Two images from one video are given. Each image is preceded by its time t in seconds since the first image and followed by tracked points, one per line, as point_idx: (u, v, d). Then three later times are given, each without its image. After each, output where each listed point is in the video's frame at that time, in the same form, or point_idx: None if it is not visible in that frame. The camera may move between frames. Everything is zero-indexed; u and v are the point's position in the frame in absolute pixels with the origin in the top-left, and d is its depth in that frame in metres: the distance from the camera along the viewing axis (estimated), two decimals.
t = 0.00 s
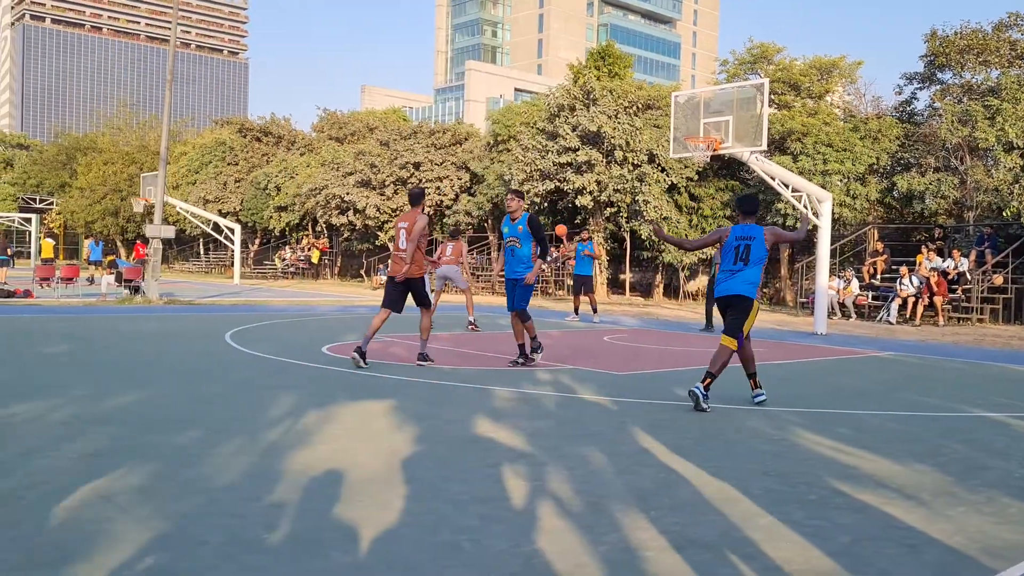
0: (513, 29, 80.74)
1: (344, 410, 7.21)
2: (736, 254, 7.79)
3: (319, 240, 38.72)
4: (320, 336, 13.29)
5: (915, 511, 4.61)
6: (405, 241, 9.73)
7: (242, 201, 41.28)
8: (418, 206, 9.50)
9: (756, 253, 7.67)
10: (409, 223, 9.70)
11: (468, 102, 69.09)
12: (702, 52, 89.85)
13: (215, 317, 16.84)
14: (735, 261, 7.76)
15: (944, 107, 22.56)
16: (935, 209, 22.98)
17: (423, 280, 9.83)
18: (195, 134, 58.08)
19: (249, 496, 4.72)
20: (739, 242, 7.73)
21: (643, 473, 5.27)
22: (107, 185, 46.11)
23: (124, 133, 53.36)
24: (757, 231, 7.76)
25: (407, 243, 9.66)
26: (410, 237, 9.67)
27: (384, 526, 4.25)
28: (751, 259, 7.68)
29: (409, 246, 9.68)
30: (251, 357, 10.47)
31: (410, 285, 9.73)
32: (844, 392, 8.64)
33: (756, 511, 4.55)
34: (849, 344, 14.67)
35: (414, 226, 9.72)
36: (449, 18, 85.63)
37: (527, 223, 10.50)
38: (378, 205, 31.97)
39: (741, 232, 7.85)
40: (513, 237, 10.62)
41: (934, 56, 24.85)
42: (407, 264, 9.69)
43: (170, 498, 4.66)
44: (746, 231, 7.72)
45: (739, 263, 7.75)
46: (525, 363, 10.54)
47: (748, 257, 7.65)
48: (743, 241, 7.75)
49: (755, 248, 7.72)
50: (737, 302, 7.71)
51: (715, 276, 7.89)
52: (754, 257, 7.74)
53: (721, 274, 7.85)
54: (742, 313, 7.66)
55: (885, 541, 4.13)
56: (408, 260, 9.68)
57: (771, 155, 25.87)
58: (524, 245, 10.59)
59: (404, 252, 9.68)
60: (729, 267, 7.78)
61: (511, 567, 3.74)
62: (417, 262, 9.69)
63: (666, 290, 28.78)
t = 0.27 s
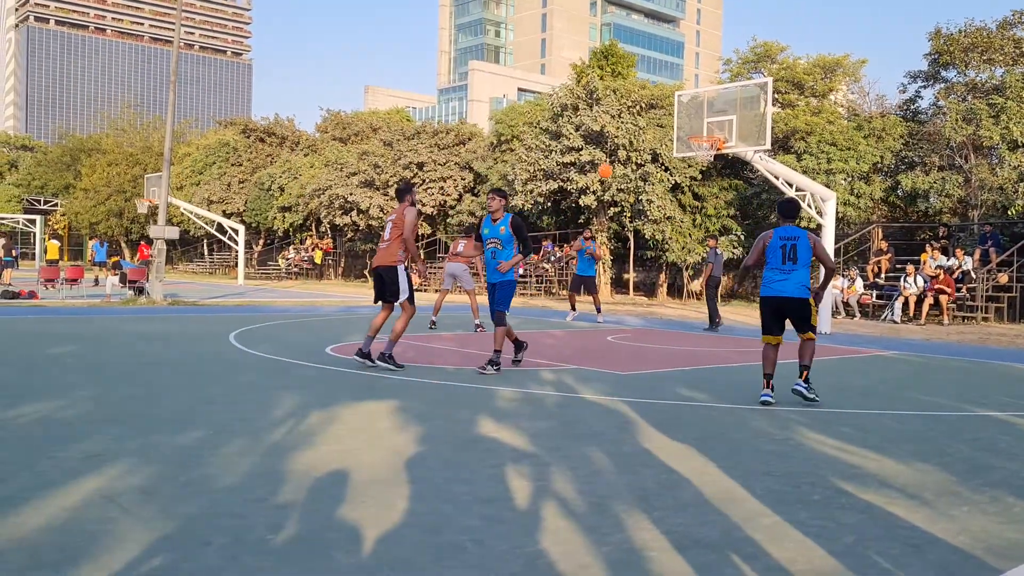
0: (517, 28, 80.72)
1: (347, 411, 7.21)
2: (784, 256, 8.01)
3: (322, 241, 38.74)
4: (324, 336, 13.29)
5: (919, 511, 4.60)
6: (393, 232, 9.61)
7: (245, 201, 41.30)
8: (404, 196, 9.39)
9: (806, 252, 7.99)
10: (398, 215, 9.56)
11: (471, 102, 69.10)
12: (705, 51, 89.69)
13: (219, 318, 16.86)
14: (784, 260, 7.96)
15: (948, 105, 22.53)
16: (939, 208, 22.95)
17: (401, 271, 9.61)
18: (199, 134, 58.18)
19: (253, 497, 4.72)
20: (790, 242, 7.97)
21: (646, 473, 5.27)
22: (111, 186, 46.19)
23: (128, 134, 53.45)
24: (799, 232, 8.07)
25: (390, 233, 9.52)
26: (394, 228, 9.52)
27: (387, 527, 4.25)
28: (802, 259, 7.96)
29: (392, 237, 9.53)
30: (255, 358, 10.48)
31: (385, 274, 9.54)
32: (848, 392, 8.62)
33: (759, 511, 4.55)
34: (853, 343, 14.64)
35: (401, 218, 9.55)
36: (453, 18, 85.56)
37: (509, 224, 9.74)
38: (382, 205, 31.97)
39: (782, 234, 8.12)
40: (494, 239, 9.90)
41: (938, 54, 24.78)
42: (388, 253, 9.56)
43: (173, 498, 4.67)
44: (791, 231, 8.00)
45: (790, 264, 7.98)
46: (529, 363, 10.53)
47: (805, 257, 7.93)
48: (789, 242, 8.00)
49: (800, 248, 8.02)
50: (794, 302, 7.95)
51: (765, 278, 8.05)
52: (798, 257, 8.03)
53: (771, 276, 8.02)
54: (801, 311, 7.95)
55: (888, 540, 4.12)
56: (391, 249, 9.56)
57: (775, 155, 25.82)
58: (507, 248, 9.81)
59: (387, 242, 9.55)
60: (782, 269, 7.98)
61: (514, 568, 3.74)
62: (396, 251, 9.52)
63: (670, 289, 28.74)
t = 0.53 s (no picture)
0: (517, 29, 80.76)
1: (348, 412, 7.21)
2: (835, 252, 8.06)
3: (323, 242, 38.75)
4: (324, 338, 13.29)
5: (920, 511, 4.59)
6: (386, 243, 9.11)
7: (246, 202, 41.30)
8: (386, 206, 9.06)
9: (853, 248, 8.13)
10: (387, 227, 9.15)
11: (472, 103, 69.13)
12: (705, 51, 89.64)
13: (220, 319, 16.86)
14: (835, 259, 8.03)
15: (949, 105, 22.52)
16: (940, 208, 22.97)
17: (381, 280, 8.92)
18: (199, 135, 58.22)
19: (253, 498, 4.72)
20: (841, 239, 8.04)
21: (647, 474, 5.27)
22: (112, 188, 46.22)
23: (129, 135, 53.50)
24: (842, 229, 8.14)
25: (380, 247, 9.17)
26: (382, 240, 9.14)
27: (387, 528, 4.25)
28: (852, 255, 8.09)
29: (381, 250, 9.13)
30: (256, 360, 10.48)
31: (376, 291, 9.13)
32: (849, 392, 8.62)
33: (760, 511, 4.55)
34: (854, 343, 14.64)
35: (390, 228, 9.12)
36: (453, 19, 85.56)
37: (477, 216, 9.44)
38: (383, 206, 31.97)
39: (828, 231, 8.15)
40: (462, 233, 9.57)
41: (938, 54, 24.78)
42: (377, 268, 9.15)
43: (174, 499, 4.67)
44: (840, 228, 8.07)
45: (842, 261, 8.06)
46: (530, 364, 10.53)
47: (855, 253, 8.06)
48: (838, 239, 8.07)
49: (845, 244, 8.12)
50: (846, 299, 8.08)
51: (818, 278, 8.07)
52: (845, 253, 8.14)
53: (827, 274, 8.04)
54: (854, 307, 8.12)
55: (889, 541, 4.12)
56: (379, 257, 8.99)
57: (775, 155, 25.83)
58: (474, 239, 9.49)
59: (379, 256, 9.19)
60: (837, 266, 8.03)
61: (514, 569, 3.73)
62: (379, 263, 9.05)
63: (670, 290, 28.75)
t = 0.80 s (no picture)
0: (508, 30, 80.79)
1: (337, 414, 7.19)
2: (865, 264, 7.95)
3: (313, 243, 38.67)
4: (315, 339, 13.25)
5: (909, 512, 4.60)
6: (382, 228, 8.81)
7: (236, 204, 41.19)
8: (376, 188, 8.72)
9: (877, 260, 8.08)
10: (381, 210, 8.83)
11: (463, 104, 69.11)
12: (696, 53, 89.83)
13: (210, 321, 16.81)
14: (867, 271, 7.92)
15: (938, 107, 22.55)
16: (929, 208, 23.04)
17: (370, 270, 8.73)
18: (190, 137, 58.04)
19: (241, 501, 4.70)
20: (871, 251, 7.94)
21: (636, 475, 5.26)
22: (102, 189, 46.03)
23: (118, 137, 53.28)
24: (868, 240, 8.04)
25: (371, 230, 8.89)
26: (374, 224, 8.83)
27: (375, 531, 4.23)
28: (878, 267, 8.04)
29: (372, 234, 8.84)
30: (246, 362, 10.44)
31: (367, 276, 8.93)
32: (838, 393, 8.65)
33: (749, 512, 4.55)
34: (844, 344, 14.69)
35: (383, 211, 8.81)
36: (444, 20, 85.53)
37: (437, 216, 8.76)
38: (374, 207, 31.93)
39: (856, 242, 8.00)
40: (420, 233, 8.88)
41: (927, 56, 24.89)
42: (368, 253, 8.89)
43: (161, 503, 4.64)
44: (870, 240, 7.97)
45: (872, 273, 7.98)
46: (520, 366, 10.53)
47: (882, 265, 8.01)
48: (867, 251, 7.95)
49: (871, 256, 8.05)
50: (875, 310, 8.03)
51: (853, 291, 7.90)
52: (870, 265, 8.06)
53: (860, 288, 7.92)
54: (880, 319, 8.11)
55: (877, 541, 4.12)
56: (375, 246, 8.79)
57: (765, 156, 25.91)
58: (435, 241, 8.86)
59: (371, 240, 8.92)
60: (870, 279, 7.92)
61: (502, 571, 3.72)
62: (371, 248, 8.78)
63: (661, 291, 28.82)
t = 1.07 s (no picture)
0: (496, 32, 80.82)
1: (323, 417, 7.15)
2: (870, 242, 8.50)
3: (300, 245, 38.57)
4: (300, 342, 13.19)
5: (892, 513, 4.61)
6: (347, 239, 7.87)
7: (223, 206, 41.00)
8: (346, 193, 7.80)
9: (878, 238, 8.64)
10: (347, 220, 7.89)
11: (451, 106, 69.09)
12: (683, 55, 90.16)
13: (195, 324, 16.71)
14: (871, 246, 8.45)
15: (922, 109, 22.70)
16: (914, 210, 23.14)
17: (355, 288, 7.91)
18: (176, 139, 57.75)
19: (225, 505, 4.67)
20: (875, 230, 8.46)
21: (621, 477, 5.26)
22: (86, 191, 45.72)
23: (103, 138, 52.94)
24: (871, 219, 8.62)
25: (339, 244, 7.86)
26: (344, 236, 7.84)
27: (360, 534, 4.21)
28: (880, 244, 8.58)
29: (341, 248, 7.84)
30: (231, 364, 10.40)
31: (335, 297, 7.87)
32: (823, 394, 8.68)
33: (735, 513, 4.55)
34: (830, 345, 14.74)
35: (354, 222, 7.91)
36: (431, 21, 85.52)
37: (410, 217, 8.83)
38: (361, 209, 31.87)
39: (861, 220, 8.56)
40: (393, 234, 8.96)
41: (912, 58, 25.03)
42: (337, 270, 7.85)
43: (144, 507, 4.61)
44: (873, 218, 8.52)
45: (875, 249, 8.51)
46: (507, 367, 10.53)
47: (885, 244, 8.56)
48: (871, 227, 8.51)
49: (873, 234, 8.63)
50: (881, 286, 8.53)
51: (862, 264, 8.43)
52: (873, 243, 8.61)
53: (866, 262, 8.45)
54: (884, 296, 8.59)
55: (861, 542, 4.13)
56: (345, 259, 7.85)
57: (752, 158, 26.02)
58: (406, 243, 8.93)
59: (337, 254, 7.88)
60: (875, 254, 8.45)
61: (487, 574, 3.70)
62: (350, 264, 7.82)
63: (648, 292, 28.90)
